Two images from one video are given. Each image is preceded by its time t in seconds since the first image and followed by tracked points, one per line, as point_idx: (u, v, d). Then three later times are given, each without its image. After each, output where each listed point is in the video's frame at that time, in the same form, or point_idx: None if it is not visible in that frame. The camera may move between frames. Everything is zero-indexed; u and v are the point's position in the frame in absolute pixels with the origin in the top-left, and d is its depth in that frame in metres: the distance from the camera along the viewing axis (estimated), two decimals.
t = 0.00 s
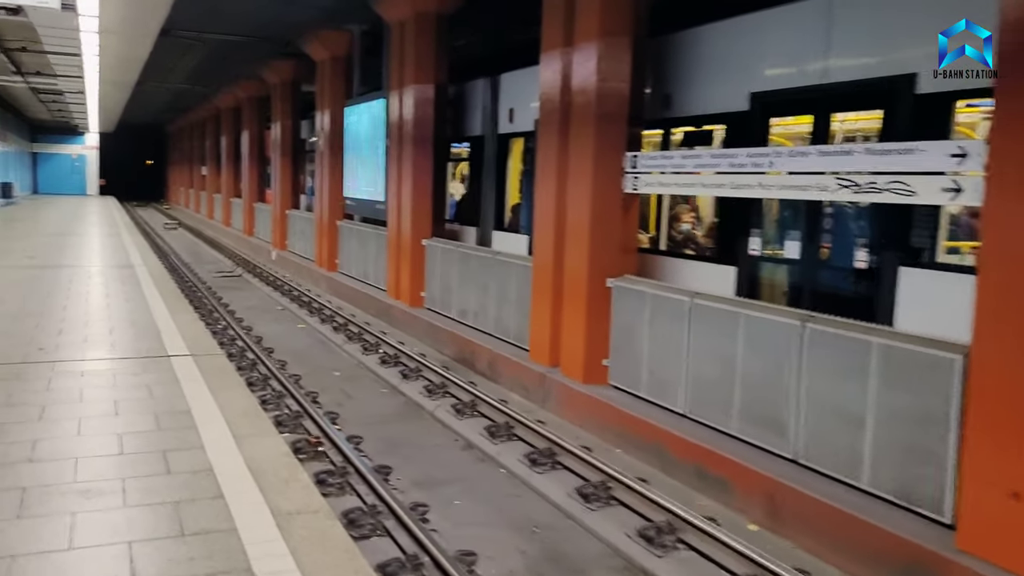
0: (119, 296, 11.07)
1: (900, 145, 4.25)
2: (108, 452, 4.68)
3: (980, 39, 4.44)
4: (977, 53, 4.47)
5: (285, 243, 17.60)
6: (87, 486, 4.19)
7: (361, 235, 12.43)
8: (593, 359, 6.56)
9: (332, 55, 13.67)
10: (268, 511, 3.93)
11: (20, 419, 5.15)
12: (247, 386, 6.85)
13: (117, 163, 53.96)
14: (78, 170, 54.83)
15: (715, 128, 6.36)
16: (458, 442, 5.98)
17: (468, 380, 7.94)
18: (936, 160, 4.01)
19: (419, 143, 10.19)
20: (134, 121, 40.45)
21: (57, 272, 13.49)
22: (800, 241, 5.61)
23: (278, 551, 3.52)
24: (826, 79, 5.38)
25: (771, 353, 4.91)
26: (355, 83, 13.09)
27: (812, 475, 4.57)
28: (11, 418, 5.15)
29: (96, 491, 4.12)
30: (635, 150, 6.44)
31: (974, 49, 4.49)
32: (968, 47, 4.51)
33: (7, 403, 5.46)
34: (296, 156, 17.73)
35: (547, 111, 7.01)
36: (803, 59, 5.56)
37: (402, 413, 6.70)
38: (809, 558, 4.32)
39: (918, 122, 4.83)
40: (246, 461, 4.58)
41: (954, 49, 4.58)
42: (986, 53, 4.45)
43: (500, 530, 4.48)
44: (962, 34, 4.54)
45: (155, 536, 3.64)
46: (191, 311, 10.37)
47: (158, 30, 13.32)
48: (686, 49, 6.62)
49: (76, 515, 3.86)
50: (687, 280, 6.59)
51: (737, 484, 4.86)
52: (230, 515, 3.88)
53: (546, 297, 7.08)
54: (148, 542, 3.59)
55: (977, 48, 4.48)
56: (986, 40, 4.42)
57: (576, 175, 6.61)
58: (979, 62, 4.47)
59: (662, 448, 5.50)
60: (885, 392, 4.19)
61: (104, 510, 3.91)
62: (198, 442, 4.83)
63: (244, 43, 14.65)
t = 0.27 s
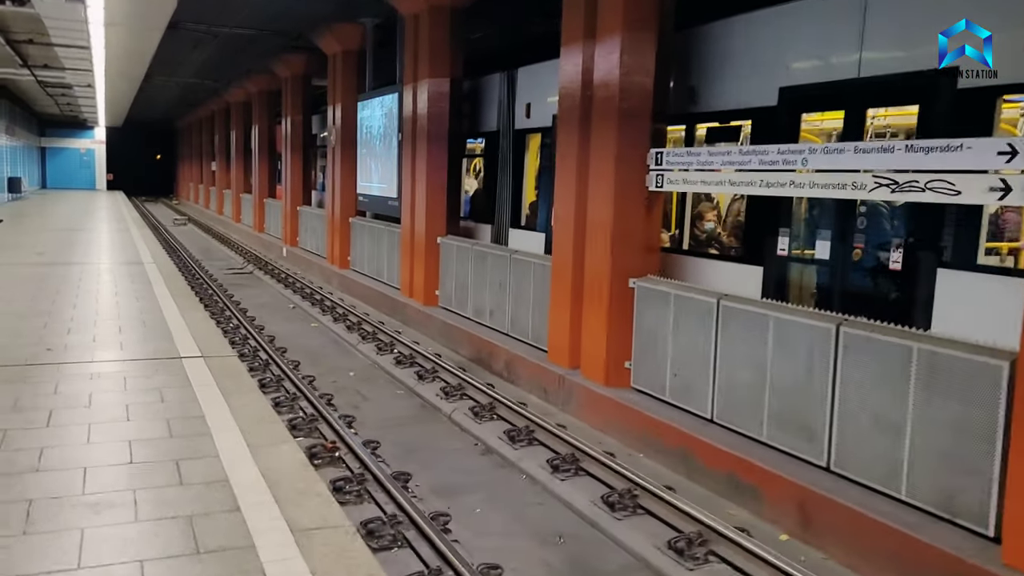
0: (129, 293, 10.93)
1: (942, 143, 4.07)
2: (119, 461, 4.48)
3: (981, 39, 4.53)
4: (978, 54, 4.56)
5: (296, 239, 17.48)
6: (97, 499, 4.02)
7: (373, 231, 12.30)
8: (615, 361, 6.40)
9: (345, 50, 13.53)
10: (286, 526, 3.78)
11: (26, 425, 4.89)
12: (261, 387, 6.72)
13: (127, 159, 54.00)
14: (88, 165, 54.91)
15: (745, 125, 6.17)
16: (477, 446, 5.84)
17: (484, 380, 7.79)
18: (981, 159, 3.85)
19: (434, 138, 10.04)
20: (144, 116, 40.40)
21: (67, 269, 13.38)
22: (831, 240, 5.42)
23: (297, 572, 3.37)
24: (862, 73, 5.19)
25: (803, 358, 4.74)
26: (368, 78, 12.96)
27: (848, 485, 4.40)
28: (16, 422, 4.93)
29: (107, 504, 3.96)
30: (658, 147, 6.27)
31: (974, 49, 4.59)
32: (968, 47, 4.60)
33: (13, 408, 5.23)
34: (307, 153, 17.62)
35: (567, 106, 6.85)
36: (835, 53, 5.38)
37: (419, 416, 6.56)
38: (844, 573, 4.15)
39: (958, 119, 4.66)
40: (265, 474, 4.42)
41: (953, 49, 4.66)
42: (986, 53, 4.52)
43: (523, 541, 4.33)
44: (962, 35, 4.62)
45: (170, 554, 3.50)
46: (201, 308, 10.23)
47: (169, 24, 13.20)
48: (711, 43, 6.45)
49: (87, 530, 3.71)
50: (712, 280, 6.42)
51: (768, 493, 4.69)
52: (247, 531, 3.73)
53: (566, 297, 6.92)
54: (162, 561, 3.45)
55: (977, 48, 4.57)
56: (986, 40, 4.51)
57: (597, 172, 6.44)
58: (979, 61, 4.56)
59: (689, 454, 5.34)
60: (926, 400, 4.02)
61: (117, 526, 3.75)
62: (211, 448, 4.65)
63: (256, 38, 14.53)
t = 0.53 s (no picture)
0: (136, 291, 10.77)
1: (989, 135, 3.86)
2: (129, 469, 4.13)
3: (981, 39, 4.52)
4: (978, 53, 4.54)
5: (304, 237, 17.36)
6: (107, 510, 3.66)
7: (383, 229, 12.15)
8: (637, 361, 6.24)
9: (354, 45, 13.36)
10: (310, 543, 3.44)
11: (33, 429, 4.68)
12: (274, 388, 6.57)
13: (132, 155, 53.91)
14: (92, 162, 54.83)
15: (768, 120, 6.02)
16: (497, 450, 5.69)
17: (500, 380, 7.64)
18: None
19: (446, 135, 9.87)
20: (149, 113, 40.28)
21: (74, 268, 13.24)
22: (863, 237, 5.27)
23: (312, 571, 3.21)
24: (895, 66, 5.02)
25: (839, 359, 4.57)
26: (377, 73, 12.79)
27: (886, 492, 4.24)
28: (23, 428, 4.69)
29: (116, 515, 3.60)
30: (681, 142, 6.09)
31: (974, 49, 4.56)
32: (968, 47, 4.59)
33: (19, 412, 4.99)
34: (315, 149, 17.48)
35: (586, 101, 6.67)
36: (867, 45, 5.21)
37: (436, 418, 6.42)
38: None
39: (999, 112, 4.49)
40: (276, 467, 4.25)
41: (953, 49, 4.66)
42: (986, 53, 4.50)
43: (551, 551, 4.18)
44: (962, 35, 4.62)
45: (181, 570, 3.14)
46: (211, 307, 10.07)
47: (176, 18, 13.04)
48: (735, 35, 6.27)
49: (94, 544, 3.33)
50: (736, 279, 6.28)
51: (802, 500, 4.54)
52: (267, 546, 3.39)
53: (585, 295, 6.76)
54: None
55: (978, 48, 4.55)
56: (986, 40, 4.50)
57: (619, 167, 6.26)
58: (979, 62, 4.55)
59: (716, 459, 5.19)
60: (973, 404, 3.85)
61: (127, 538, 3.38)
62: (228, 458, 4.34)
63: (264, 33, 14.36)
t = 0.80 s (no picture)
0: (137, 292, 10.59)
1: None
2: (137, 487, 3.97)
3: (981, 39, 4.54)
4: (978, 54, 4.57)
5: (307, 234, 17.17)
6: (115, 532, 3.50)
7: (388, 226, 11.98)
8: (655, 364, 6.09)
9: (357, 39, 13.19)
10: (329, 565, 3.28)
11: (35, 442, 4.53)
12: (281, 393, 6.41)
13: (131, 152, 53.64)
14: (91, 158, 54.57)
15: (791, 115, 5.87)
16: (513, 456, 5.53)
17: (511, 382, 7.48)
18: None
19: (454, 130, 9.70)
20: (148, 108, 40.05)
21: (75, 267, 13.08)
22: (892, 236, 5.09)
23: None
24: (926, 59, 4.86)
25: (870, 364, 4.40)
26: (382, 68, 12.61)
27: (923, 503, 4.07)
28: (25, 441, 4.52)
29: (126, 538, 3.45)
30: (701, 139, 5.93)
31: (974, 49, 4.59)
32: (968, 47, 4.61)
33: (20, 424, 4.83)
34: (317, 145, 17.29)
35: (602, 96, 6.50)
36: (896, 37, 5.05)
37: (448, 423, 6.26)
38: None
39: None
40: (291, 480, 4.10)
41: (953, 49, 4.68)
42: (986, 53, 4.54)
43: (574, 564, 4.03)
44: (961, 35, 4.64)
45: None
46: (214, 307, 9.89)
47: (177, 12, 12.86)
48: (755, 28, 6.11)
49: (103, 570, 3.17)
50: (756, 279, 6.10)
51: (832, 511, 4.38)
52: (283, 569, 3.24)
53: (601, 296, 6.60)
54: None
55: (977, 48, 4.58)
56: (986, 40, 4.52)
57: (636, 165, 6.10)
58: (979, 62, 4.58)
59: (740, 466, 5.03)
60: (1017, 413, 3.69)
61: (137, 564, 3.23)
62: (240, 472, 4.19)
63: (266, 27, 14.18)
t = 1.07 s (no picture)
0: (143, 290, 10.44)
1: None
2: (146, 495, 3.81)
3: (981, 39, 4.52)
4: (978, 54, 4.55)
5: (312, 231, 17.00)
6: (123, 545, 3.33)
7: (396, 223, 11.81)
8: (673, 365, 5.92)
9: (364, 34, 13.01)
10: None
11: (40, 447, 4.37)
12: (290, 394, 6.24)
13: (135, 149, 53.54)
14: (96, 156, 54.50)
15: (814, 108, 5.68)
16: (529, 460, 5.36)
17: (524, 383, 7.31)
18: None
19: (463, 126, 9.53)
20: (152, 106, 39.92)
21: (79, 265, 12.93)
22: (923, 233, 4.92)
23: None
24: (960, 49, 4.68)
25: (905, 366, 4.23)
26: (388, 64, 12.43)
27: (962, 512, 3.89)
28: (28, 446, 4.36)
29: (135, 551, 3.29)
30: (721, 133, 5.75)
31: (974, 49, 4.57)
32: (968, 47, 4.59)
33: (24, 428, 4.67)
34: (322, 142, 17.12)
35: (618, 90, 6.32)
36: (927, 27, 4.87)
37: (460, 425, 6.10)
38: None
39: None
40: (305, 487, 3.95)
41: (953, 49, 4.65)
42: (986, 54, 4.52)
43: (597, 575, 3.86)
44: (961, 35, 4.61)
45: None
46: (220, 306, 9.73)
47: (182, 8, 12.69)
48: (776, 20, 5.93)
49: None
50: (778, 277, 5.92)
51: (864, 519, 4.20)
52: None
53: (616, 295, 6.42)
54: None
55: (977, 48, 4.56)
56: (986, 40, 4.51)
57: (654, 160, 5.92)
58: (979, 62, 4.57)
59: (766, 471, 4.86)
60: None
61: None
62: (251, 479, 4.02)
63: (271, 23, 14.02)
